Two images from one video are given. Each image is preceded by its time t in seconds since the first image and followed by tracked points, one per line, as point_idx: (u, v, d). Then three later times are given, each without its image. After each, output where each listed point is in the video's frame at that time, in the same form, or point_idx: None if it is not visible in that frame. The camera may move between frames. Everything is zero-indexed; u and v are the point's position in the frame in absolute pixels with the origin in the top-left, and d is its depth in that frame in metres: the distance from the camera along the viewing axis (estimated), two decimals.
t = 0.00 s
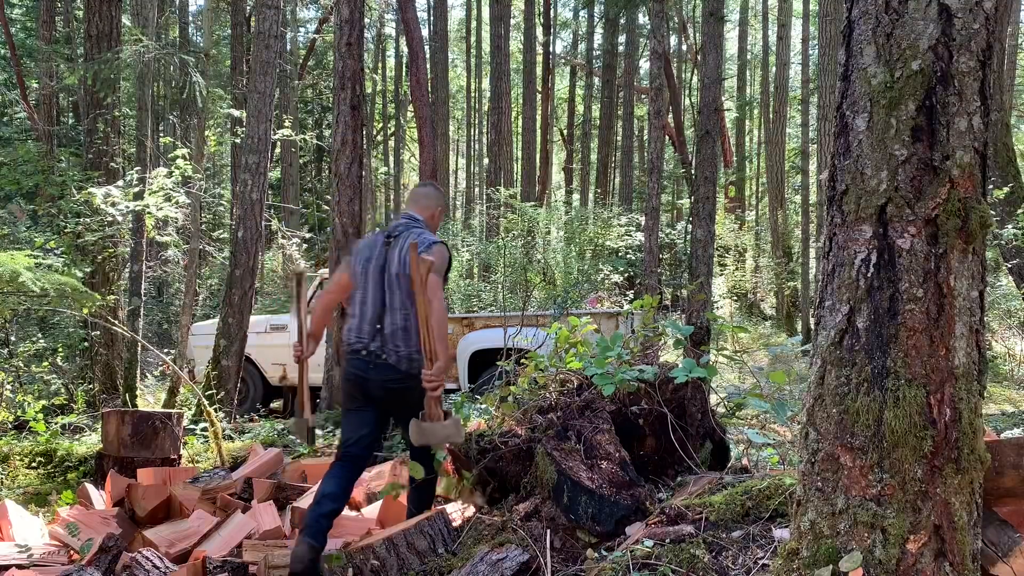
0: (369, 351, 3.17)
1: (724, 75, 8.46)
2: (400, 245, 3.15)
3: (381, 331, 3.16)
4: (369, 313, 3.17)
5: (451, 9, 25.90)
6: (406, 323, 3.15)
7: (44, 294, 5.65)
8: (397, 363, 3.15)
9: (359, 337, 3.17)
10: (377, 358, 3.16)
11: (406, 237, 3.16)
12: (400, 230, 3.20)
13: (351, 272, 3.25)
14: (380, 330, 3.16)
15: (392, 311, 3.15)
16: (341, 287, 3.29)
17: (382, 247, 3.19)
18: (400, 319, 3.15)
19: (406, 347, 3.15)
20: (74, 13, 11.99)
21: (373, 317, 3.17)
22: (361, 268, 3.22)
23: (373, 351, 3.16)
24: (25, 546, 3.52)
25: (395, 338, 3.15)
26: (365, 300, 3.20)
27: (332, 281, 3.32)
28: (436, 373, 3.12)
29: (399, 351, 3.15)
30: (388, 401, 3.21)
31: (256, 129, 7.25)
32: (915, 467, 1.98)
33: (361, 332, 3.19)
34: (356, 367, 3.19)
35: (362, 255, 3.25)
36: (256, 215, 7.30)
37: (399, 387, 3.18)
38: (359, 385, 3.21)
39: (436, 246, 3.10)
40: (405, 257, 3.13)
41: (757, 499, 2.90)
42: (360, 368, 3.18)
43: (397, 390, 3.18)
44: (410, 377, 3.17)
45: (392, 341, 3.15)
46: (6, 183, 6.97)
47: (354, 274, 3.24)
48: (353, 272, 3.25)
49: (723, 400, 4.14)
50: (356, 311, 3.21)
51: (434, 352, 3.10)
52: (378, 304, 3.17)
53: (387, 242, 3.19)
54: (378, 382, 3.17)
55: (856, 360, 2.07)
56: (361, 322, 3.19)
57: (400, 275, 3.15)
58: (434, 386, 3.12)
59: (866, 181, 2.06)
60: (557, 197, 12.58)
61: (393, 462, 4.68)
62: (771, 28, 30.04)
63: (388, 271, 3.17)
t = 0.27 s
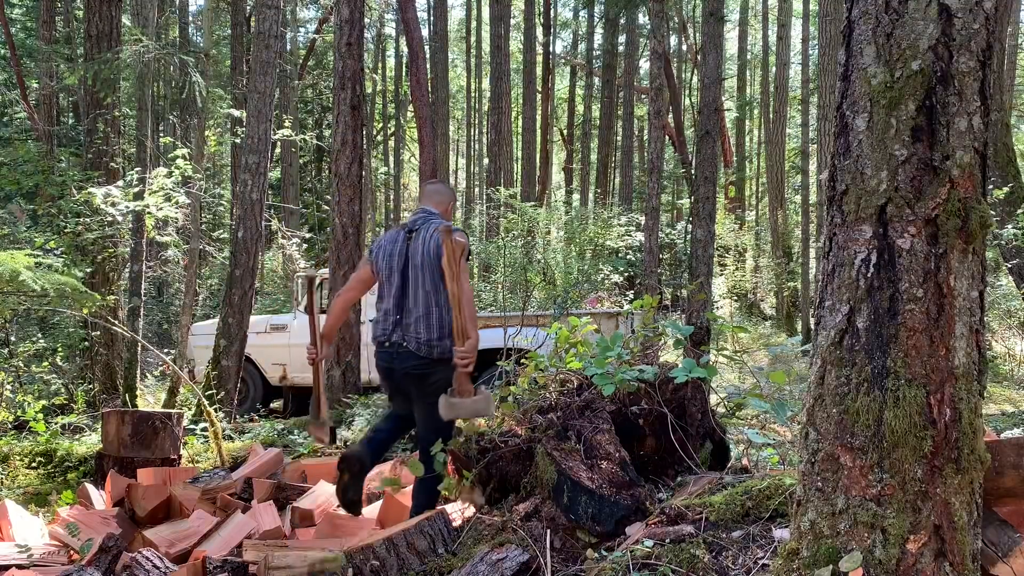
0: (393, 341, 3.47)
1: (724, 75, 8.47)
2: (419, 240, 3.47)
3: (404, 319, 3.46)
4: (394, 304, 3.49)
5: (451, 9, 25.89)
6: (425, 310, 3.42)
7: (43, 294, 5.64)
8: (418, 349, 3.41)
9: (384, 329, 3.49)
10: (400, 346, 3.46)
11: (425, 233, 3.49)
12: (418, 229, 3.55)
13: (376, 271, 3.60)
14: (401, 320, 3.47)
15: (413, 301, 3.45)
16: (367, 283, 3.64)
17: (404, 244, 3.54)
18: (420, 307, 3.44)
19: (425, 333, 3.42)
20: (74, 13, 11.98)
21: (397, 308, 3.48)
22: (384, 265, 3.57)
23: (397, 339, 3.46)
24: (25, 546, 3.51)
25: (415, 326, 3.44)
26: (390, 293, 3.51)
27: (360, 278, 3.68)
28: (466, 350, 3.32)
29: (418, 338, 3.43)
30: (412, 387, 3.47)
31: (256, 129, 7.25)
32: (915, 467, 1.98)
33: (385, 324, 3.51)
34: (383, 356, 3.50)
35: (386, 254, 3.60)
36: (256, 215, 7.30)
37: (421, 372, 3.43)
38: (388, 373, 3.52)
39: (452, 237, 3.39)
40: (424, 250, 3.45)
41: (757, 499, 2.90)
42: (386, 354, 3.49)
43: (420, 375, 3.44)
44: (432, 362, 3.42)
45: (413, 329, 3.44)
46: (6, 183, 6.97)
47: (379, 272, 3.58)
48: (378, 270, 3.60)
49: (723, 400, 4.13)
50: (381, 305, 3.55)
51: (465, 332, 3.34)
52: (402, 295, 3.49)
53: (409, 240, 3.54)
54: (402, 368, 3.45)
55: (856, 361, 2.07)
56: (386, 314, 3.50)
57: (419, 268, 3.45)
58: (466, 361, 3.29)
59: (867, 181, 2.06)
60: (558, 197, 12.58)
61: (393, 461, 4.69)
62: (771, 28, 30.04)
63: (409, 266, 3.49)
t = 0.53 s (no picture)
0: (391, 342, 3.68)
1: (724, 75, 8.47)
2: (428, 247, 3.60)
3: (401, 323, 3.65)
4: (394, 308, 3.69)
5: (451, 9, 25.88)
6: (425, 317, 3.59)
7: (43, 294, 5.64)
8: (415, 352, 3.60)
9: (385, 330, 3.70)
10: (398, 349, 3.66)
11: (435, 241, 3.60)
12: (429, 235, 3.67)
13: (387, 272, 3.78)
14: (400, 324, 3.65)
15: (413, 307, 3.62)
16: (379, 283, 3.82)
17: (415, 250, 3.68)
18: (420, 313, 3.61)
19: (420, 339, 3.60)
20: (74, 13, 11.99)
21: (396, 312, 3.68)
22: (395, 268, 3.74)
23: (393, 341, 3.66)
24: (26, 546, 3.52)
25: (414, 331, 3.61)
26: (394, 296, 3.71)
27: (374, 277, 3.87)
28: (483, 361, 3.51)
29: (414, 342, 3.61)
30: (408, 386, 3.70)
31: (256, 129, 7.26)
32: (915, 467, 1.98)
33: (388, 325, 3.71)
34: (382, 355, 3.73)
35: (397, 256, 3.76)
36: (256, 215, 7.30)
37: (415, 375, 3.64)
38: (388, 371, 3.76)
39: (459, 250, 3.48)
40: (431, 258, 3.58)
41: (757, 500, 2.90)
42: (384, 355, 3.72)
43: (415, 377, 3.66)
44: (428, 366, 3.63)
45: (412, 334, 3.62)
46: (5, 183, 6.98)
47: (388, 274, 3.76)
48: (388, 271, 3.78)
49: (723, 400, 4.12)
50: (386, 306, 3.75)
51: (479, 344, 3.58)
52: (403, 300, 3.67)
53: (419, 246, 3.67)
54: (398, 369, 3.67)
55: (856, 361, 2.07)
56: (387, 317, 3.71)
57: (423, 275, 3.60)
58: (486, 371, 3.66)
59: (867, 182, 2.06)
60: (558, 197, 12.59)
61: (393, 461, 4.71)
62: (771, 28, 30.05)
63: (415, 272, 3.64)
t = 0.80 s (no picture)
0: (389, 343, 3.83)
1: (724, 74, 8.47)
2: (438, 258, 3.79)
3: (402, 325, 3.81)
4: (397, 310, 3.86)
5: (451, 9, 25.88)
6: (425, 322, 3.76)
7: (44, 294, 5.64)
8: (412, 355, 3.75)
9: (385, 331, 3.86)
10: (395, 349, 3.80)
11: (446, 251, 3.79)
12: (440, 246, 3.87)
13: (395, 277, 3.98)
14: (401, 325, 3.82)
15: (414, 311, 3.79)
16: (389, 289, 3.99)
17: (425, 257, 3.89)
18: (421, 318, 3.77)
19: (417, 342, 3.76)
20: (74, 13, 11.98)
21: (399, 313, 3.84)
22: (404, 274, 3.93)
23: (391, 341, 3.81)
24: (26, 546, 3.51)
25: (414, 335, 3.77)
26: (399, 298, 3.88)
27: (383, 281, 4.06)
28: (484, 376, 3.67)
29: (411, 344, 3.77)
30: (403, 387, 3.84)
31: (256, 129, 7.26)
32: (915, 467, 1.98)
33: (388, 326, 3.87)
34: (379, 355, 3.87)
35: (408, 262, 3.95)
36: (256, 215, 7.30)
37: (410, 376, 3.79)
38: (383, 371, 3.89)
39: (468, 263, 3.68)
40: (439, 267, 3.77)
41: (757, 500, 2.90)
42: (381, 354, 3.86)
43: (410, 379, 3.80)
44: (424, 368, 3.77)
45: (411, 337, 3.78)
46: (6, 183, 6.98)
47: (397, 277, 3.96)
48: (396, 276, 3.97)
49: (723, 400, 4.12)
50: (389, 308, 3.92)
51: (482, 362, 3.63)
52: (406, 302, 3.84)
53: (430, 255, 3.88)
54: (394, 369, 3.81)
55: (856, 360, 2.07)
56: (390, 317, 3.88)
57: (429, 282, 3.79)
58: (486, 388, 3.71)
59: (866, 181, 2.06)
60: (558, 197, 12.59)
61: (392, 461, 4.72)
62: (771, 28, 30.06)
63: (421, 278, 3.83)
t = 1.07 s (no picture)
0: (394, 345, 3.81)
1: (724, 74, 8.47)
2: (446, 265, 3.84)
3: (409, 327, 3.81)
4: (403, 312, 3.85)
5: (451, 9, 25.88)
6: (435, 326, 3.78)
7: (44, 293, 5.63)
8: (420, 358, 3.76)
9: (391, 332, 3.84)
10: (401, 351, 3.79)
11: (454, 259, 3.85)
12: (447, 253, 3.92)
13: (399, 280, 3.97)
14: (407, 328, 3.81)
15: (423, 314, 3.80)
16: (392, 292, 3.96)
17: (431, 263, 3.91)
18: (427, 320, 3.79)
19: (425, 343, 3.77)
20: (74, 12, 11.97)
21: (405, 316, 3.84)
22: (409, 278, 3.93)
23: (397, 342, 3.80)
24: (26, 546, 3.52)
25: (421, 336, 3.78)
26: (405, 302, 3.88)
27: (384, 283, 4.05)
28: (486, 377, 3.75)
29: (417, 345, 3.78)
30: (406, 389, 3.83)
31: (256, 129, 7.25)
32: (915, 467, 1.98)
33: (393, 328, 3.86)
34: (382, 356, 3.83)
35: (412, 267, 3.96)
36: (256, 215, 7.30)
37: (416, 378, 3.79)
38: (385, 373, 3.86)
39: (480, 271, 3.79)
40: (448, 274, 3.83)
41: (757, 500, 2.90)
42: (386, 355, 3.83)
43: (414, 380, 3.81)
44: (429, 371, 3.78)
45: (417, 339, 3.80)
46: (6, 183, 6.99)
47: (401, 282, 3.95)
48: (400, 280, 3.96)
49: (723, 400, 4.12)
50: (394, 310, 3.91)
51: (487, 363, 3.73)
52: (413, 305, 3.84)
53: (436, 260, 3.92)
54: (399, 371, 3.79)
55: (856, 360, 2.07)
56: (395, 319, 3.86)
57: (438, 288, 3.82)
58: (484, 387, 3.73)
59: (867, 181, 2.06)
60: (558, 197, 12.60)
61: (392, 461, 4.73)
62: (771, 28, 30.08)
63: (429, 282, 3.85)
